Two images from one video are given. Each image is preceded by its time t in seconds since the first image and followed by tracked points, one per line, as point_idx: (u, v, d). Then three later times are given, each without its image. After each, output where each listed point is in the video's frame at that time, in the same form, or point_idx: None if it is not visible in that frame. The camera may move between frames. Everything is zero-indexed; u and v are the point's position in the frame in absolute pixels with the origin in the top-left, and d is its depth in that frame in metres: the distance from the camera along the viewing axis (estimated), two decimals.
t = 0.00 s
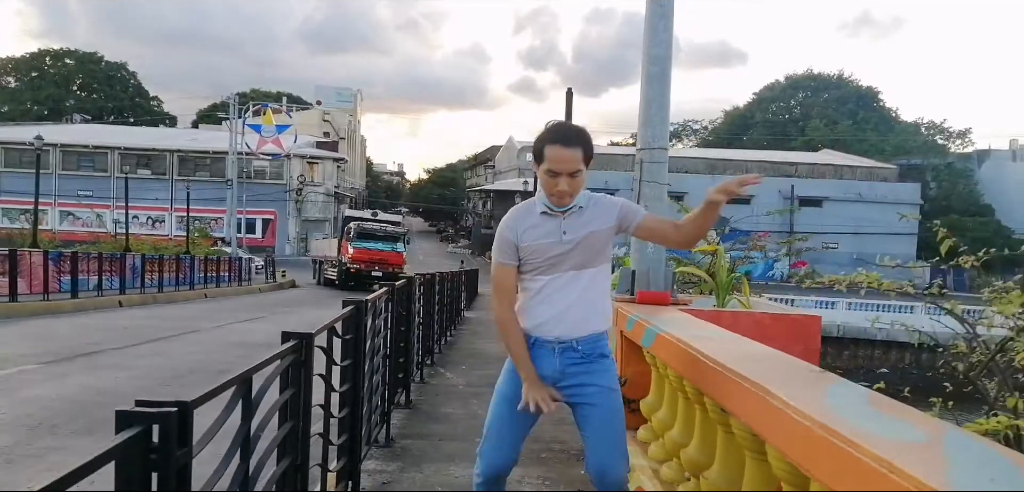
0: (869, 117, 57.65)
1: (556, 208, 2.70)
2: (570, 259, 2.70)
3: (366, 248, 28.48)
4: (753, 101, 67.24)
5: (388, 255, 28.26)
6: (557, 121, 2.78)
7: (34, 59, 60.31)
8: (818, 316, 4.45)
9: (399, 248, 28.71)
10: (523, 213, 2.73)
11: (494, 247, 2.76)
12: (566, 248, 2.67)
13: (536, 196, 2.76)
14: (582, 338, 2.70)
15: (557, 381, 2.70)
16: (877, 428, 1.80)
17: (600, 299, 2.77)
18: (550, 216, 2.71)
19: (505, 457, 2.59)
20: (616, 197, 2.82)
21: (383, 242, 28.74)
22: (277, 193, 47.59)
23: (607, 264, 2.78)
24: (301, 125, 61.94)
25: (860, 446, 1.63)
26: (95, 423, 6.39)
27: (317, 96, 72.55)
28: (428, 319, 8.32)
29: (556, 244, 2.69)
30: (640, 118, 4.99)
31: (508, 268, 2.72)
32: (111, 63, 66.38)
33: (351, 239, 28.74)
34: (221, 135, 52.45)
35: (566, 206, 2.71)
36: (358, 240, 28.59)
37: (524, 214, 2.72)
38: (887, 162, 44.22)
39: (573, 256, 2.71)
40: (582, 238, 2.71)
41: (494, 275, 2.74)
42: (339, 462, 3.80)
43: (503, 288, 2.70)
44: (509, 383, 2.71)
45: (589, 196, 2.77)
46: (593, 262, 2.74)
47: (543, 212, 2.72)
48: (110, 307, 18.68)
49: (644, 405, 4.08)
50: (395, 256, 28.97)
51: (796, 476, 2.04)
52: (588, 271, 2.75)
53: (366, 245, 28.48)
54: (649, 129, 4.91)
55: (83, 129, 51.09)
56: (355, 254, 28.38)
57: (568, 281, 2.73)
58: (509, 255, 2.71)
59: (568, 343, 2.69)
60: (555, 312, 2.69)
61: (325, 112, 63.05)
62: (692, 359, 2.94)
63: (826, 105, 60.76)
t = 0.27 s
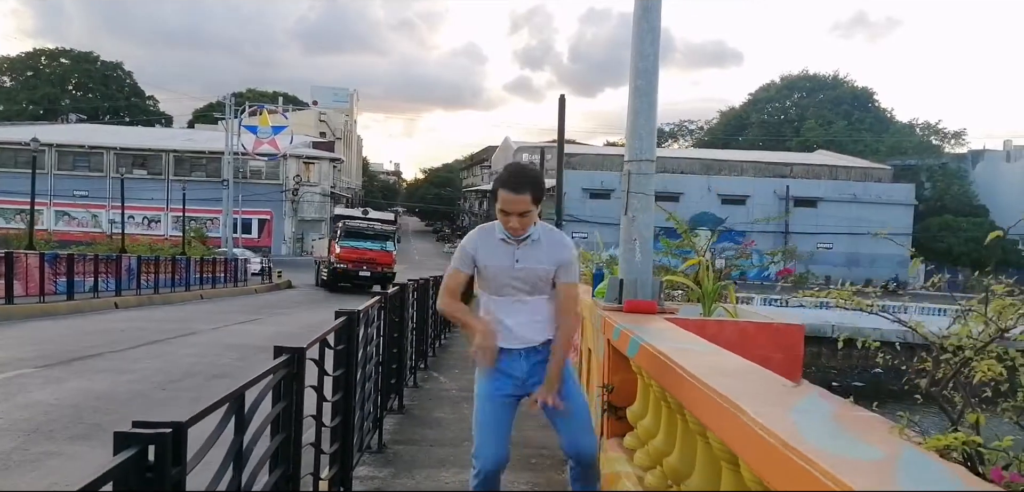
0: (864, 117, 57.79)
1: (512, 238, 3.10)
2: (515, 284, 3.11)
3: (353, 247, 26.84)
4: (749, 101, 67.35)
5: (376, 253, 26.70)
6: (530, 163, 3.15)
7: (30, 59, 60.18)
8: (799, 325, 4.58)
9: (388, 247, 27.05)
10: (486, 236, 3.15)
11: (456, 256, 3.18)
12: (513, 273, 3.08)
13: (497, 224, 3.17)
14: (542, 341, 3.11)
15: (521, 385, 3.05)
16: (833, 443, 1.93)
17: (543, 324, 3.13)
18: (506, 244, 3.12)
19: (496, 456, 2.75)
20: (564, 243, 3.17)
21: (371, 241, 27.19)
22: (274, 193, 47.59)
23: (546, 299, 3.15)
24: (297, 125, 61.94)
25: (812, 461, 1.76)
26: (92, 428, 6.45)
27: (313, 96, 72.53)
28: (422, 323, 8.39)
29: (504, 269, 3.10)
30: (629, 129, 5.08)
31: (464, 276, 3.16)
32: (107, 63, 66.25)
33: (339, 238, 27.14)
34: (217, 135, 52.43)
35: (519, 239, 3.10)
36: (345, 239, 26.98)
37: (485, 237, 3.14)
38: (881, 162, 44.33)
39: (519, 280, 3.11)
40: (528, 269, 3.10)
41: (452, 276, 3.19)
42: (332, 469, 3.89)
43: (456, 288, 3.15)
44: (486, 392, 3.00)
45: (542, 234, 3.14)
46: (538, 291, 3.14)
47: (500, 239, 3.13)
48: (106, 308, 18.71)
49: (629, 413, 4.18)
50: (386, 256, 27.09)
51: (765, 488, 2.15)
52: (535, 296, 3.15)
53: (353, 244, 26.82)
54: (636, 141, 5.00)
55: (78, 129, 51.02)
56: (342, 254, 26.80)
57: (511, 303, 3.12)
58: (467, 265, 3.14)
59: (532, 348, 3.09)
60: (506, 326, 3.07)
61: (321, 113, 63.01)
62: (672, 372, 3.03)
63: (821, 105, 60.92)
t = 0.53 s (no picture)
0: (863, 117, 57.69)
1: (501, 237, 3.46)
2: (509, 280, 3.51)
3: (343, 247, 26.13)
4: (747, 101, 67.22)
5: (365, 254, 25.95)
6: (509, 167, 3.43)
7: (27, 58, 59.92)
8: (798, 325, 4.52)
9: (379, 246, 26.32)
10: (486, 237, 3.57)
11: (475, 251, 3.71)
12: (504, 270, 3.48)
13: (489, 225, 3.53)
14: (536, 333, 3.48)
15: (515, 370, 3.46)
16: (830, 446, 1.86)
17: (539, 316, 3.50)
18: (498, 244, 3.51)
19: (478, 422, 3.19)
20: (552, 238, 3.44)
21: (361, 241, 26.42)
22: (271, 193, 47.47)
23: (538, 292, 3.50)
24: (295, 125, 61.81)
25: (806, 463, 1.70)
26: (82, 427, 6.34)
27: (311, 95, 72.36)
28: (417, 324, 8.30)
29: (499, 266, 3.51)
30: (624, 128, 5.00)
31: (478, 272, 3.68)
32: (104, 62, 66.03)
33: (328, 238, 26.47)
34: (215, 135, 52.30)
35: (508, 238, 3.45)
36: (334, 239, 26.30)
37: (484, 237, 3.55)
38: (880, 162, 44.21)
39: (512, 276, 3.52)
40: (517, 267, 3.47)
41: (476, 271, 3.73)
42: (320, 472, 3.81)
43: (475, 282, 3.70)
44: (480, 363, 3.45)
45: (527, 231, 3.44)
46: (532, 284, 3.50)
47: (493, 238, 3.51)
48: (102, 309, 18.60)
49: (626, 415, 4.08)
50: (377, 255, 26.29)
51: None
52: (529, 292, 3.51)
53: (343, 244, 26.12)
54: (631, 140, 4.93)
55: (76, 128, 50.85)
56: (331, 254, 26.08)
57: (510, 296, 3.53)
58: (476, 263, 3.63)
59: (526, 339, 3.48)
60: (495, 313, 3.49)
61: (319, 112, 62.86)
62: (667, 375, 2.94)
63: (820, 105, 60.85)
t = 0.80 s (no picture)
0: (863, 114, 57.46)
1: (505, 230, 3.39)
2: (512, 276, 3.40)
3: (331, 244, 25.78)
4: (747, 98, 66.97)
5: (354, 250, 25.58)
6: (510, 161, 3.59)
7: (24, 54, 59.56)
8: (802, 323, 4.32)
9: (370, 243, 26.01)
10: (477, 233, 3.39)
11: (447, 256, 3.41)
12: (509, 266, 3.36)
13: (485, 219, 3.44)
14: (525, 331, 3.37)
15: (506, 371, 3.32)
16: (847, 465, 1.64)
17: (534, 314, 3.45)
18: (499, 239, 3.39)
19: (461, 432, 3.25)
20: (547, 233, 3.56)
21: (350, 237, 26.08)
22: (269, 190, 47.22)
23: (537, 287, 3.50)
24: (293, 122, 61.51)
25: (822, 487, 1.48)
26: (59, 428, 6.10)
27: (309, 92, 72.04)
28: (408, 322, 8.09)
29: (503, 262, 3.37)
30: (620, 118, 4.80)
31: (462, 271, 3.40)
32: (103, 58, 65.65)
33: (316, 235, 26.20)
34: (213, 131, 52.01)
35: (510, 231, 3.41)
36: (323, 236, 25.97)
37: (478, 232, 3.38)
38: (881, 159, 43.98)
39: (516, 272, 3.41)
40: (525, 260, 3.42)
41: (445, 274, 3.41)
42: (296, 479, 3.60)
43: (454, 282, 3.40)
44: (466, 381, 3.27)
45: (530, 225, 3.48)
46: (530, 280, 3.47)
47: (494, 232, 3.40)
48: (94, 306, 18.36)
49: (621, 419, 3.87)
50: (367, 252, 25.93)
51: None
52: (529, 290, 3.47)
53: (331, 241, 25.79)
54: (628, 130, 4.72)
55: (73, 125, 50.55)
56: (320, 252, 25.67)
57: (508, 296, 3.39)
58: (460, 263, 3.38)
59: (516, 338, 3.34)
60: (501, 315, 3.31)
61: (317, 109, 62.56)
62: (664, 380, 2.72)
63: (820, 102, 60.62)
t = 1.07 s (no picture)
0: (866, 113, 57.09)
1: (469, 221, 3.76)
2: (469, 265, 3.76)
3: (320, 241, 25.47)
4: (749, 97, 66.60)
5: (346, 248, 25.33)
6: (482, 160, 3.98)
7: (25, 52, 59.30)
8: (815, 328, 4.06)
9: (361, 240, 25.74)
10: (443, 222, 3.77)
11: (412, 240, 3.80)
12: (467, 257, 3.73)
13: (453, 209, 3.83)
14: (481, 317, 3.72)
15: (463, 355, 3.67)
16: None
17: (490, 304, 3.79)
18: (462, 230, 3.76)
19: (431, 417, 3.54)
20: (508, 230, 3.90)
21: (341, 234, 25.80)
22: (269, 189, 46.99)
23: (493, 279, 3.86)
24: (294, 120, 61.25)
25: None
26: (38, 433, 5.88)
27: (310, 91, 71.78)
28: (403, 323, 7.82)
29: (462, 252, 3.74)
30: (622, 110, 4.54)
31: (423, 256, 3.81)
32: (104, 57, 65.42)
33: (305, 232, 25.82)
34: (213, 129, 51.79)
35: (474, 224, 3.77)
36: (313, 233, 25.67)
37: (444, 223, 3.76)
38: (884, 158, 43.62)
39: (474, 263, 3.76)
40: (483, 252, 3.77)
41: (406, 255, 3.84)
42: None
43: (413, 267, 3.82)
44: (425, 362, 3.65)
45: (492, 221, 3.84)
46: (487, 272, 3.82)
47: (459, 223, 3.77)
48: (89, 305, 18.12)
49: (623, 428, 3.60)
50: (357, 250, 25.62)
51: None
52: (487, 279, 3.83)
53: (320, 238, 25.45)
54: (630, 121, 4.46)
55: (73, 122, 50.31)
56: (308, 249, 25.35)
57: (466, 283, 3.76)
58: (423, 248, 3.77)
59: (472, 323, 3.70)
60: (455, 301, 3.69)
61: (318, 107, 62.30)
62: (670, 390, 2.46)
63: (823, 100, 60.23)
